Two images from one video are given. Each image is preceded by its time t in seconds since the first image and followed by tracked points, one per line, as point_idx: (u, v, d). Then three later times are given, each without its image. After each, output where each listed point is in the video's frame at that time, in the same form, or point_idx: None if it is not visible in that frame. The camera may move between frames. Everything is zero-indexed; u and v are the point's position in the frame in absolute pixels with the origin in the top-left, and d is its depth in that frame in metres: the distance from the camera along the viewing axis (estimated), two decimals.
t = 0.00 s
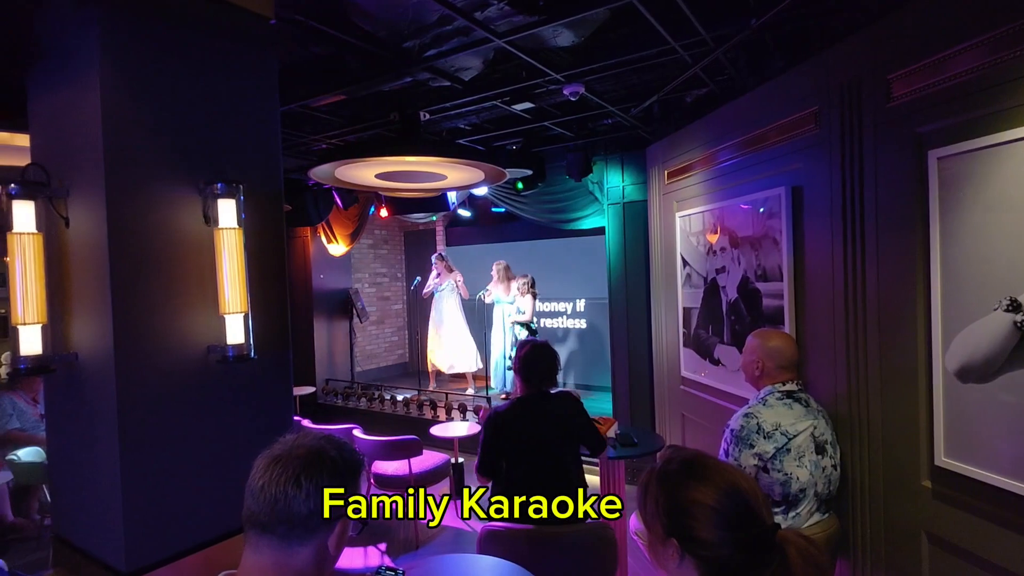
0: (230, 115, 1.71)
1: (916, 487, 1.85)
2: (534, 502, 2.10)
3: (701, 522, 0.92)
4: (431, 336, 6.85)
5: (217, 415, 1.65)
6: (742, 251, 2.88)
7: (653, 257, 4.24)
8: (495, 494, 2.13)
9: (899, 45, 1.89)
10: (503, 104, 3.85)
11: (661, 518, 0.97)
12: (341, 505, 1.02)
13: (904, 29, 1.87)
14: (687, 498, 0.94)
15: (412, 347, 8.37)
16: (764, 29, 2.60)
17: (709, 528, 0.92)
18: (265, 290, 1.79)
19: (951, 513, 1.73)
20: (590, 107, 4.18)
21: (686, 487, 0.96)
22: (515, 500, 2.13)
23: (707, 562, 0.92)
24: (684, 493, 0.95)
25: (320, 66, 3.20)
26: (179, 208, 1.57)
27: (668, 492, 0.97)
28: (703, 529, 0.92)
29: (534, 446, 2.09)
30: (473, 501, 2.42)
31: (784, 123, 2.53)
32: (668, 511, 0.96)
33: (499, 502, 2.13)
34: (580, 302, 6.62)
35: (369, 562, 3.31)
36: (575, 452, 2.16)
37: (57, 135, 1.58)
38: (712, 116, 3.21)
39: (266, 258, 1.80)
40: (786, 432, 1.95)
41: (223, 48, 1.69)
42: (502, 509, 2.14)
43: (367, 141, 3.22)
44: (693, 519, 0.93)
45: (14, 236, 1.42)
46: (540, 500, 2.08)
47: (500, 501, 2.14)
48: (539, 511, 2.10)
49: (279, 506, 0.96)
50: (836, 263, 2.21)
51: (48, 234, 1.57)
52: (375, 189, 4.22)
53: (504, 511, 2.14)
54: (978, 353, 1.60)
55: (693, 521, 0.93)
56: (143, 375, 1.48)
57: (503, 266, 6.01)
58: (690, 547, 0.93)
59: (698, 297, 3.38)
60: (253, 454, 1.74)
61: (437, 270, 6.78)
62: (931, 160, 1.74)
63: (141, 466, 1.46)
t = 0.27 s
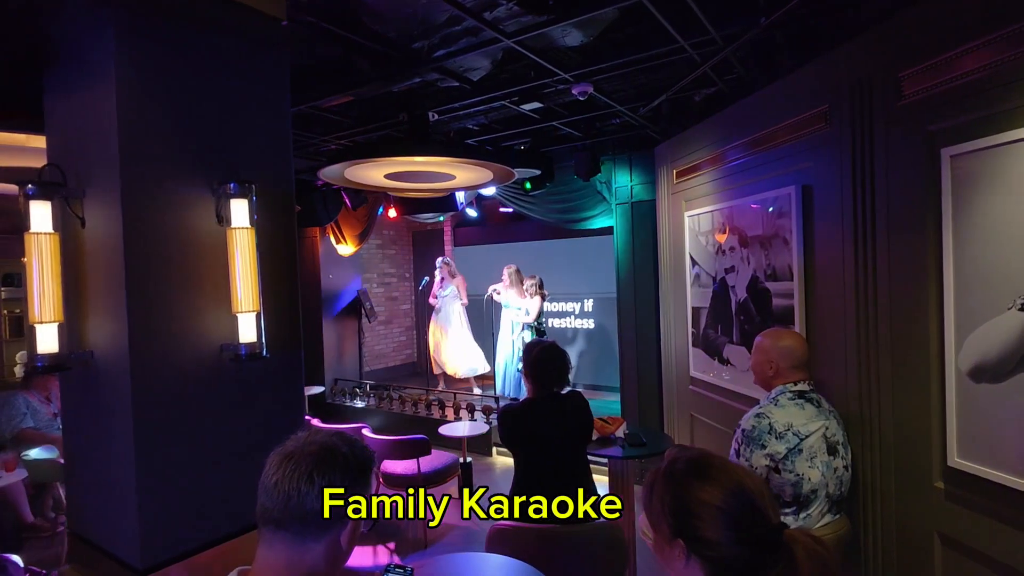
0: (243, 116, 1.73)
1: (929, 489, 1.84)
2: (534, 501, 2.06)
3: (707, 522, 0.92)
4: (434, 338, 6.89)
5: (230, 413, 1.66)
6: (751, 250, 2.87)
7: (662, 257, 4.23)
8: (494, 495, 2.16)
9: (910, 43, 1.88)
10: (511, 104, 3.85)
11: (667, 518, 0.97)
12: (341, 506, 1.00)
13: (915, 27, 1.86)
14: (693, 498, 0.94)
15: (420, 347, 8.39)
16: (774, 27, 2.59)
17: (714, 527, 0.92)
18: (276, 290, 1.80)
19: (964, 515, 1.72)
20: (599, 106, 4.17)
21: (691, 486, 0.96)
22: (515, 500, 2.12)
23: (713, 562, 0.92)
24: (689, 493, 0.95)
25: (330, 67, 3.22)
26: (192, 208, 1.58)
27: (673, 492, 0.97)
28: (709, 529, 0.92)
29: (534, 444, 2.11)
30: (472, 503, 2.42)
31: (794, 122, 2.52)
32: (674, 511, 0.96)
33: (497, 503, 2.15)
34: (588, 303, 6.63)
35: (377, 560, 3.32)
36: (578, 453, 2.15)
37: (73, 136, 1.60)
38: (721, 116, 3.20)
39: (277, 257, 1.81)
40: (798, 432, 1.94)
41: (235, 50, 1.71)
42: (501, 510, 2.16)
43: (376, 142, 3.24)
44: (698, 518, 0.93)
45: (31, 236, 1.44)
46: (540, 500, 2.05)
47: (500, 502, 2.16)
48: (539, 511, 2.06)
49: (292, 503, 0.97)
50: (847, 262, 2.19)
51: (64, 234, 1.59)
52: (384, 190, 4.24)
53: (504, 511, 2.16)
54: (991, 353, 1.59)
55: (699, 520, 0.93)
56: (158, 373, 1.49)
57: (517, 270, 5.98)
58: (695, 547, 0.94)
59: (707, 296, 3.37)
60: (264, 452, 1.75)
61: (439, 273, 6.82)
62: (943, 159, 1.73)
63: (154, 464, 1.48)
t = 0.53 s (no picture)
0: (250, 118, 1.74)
1: (935, 490, 1.83)
2: (534, 501, 2.08)
3: (709, 524, 0.92)
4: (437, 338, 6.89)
5: (236, 413, 1.67)
6: (757, 251, 2.86)
7: (666, 257, 4.22)
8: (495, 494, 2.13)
9: (916, 43, 1.87)
10: (516, 105, 3.86)
11: (668, 520, 0.97)
12: (341, 505, 1.00)
13: (922, 27, 1.85)
14: (694, 499, 0.94)
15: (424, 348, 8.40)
16: (780, 28, 2.59)
17: (716, 529, 0.92)
18: (283, 291, 1.81)
19: (970, 517, 1.71)
20: (604, 107, 4.17)
21: (692, 487, 0.96)
22: (516, 500, 2.12)
23: (714, 563, 0.92)
24: (691, 494, 0.95)
25: (336, 68, 3.23)
26: (200, 209, 1.59)
27: (675, 492, 0.97)
28: (710, 531, 0.92)
29: (535, 444, 2.12)
30: (472, 503, 2.43)
31: (799, 122, 2.52)
32: (675, 513, 0.96)
33: (498, 502, 2.13)
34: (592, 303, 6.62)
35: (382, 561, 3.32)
36: (579, 453, 2.14)
37: (82, 138, 1.61)
38: (726, 116, 3.20)
39: (284, 258, 1.82)
40: (802, 433, 1.93)
41: (242, 52, 1.71)
42: (502, 509, 2.14)
43: (381, 143, 3.24)
44: (699, 520, 0.93)
45: (41, 237, 1.45)
46: (540, 500, 2.06)
47: (500, 501, 2.14)
48: (539, 511, 2.07)
49: (299, 502, 0.97)
50: (853, 263, 2.19)
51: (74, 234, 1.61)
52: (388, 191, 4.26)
53: (504, 511, 2.14)
54: (997, 355, 1.58)
55: (699, 522, 0.93)
56: (165, 373, 1.50)
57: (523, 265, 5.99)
58: (697, 549, 0.94)
59: (712, 297, 3.36)
60: (271, 452, 1.76)
61: (441, 270, 6.85)
62: (949, 159, 1.72)
63: (161, 462, 1.49)
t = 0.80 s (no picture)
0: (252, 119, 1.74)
1: (938, 492, 1.83)
2: (534, 501, 2.08)
3: (712, 526, 0.92)
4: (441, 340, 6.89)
5: (238, 413, 1.67)
6: (759, 252, 2.86)
7: (669, 258, 4.22)
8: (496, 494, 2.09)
9: (919, 44, 1.87)
10: (519, 106, 3.86)
11: (671, 522, 0.97)
12: (341, 506, 1.00)
13: (925, 27, 1.85)
14: (697, 502, 0.94)
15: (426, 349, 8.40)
16: (782, 29, 2.59)
17: (720, 532, 0.91)
18: (285, 291, 1.81)
19: (974, 519, 1.70)
20: (606, 108, 4.17)
21: (694, 489, 0.95)
22: (516, 500, 2.10)
23: (718, 565, 0.92)
24: (694, 496, 0.95)
25: (338, 69, 3.24)
26: (202, 210, 1.60)
27: (677, 495, 0.97)
28: (714, 533, 0.91)
29: (536, 444, 2.11)
30: (471, 503, 2.43)
31: (802, 123, 2.51)
32: (678, 514, 0.96)
33: (499, 502, 2.09)
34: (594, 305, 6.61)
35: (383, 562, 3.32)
36: (580, 453, 2.13)
37: (85, 138, 1.61)
38: (728, 117, 3.19)
39: (286, 259, 1.82)
40: (804, 433, 1.93)
41: (245, 53, 1.72)
42: (502, 508, 2.10)
43: (384, 144, 3.25)
44: (702, 522, 0.93)
45: (45, 238, 1.46)
46: (540, 500, 2.06)
47: (500, 501, 2.10)
48: (539, 511, 2.08)
49: (301, 503, 0.97)
50: (856, 264, 2.18)
51: (77, 234, 1.61)
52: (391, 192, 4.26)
53: (504, 510, 2.10)
54: (1002, 356, 1.57)
55: (702, 524, 0.93)
56: (168, 373, 1.51)
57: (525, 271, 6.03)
58: (700, 551, 0.93)
59: (715, 299, 3.35)
60: (273, 452, 1.76)
61: (448, 273, 6.81)
62: (953, 160, 1.72)
63: (164, 463, 1.49)
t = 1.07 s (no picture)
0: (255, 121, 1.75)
1: (940, 495, 1.82)
2: (534, 501, 2.08)
3: (717, 528, 0.92)
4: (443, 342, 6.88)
5: (240, 415, 1.67)
6: (760, 254, 2.86)
7: (669, 261, 4.22)
8: (496, 495, 2.17)
9: (919, 48, 1.87)
10: (520, 108, 3.87)
11: (675, 523, 0.97)
12: (342, 506, 1.00)
13: (925, 31, 1.85)
14: (702, 504, 0.94)
15: (427, 350, 8.40)
16: (783, 32, 2.59)
17: (725, 534, 0.91)
18: (287, 293, 1.81)
19: (976, 522, 1.70)
20: (607, 111, 4.18)
21: (700, 491, 0.95)
22: (515, 500, 2.16)
23: (723, 567, 0.92)
24: (699, 498, 0.95)
25: (341, 71, 3.25)
26: (205, 211, 1.60)
27: (682, 497, 0.97)
28: (719, 536, 0.92)
29: (536, 445, 2.11)
30: (474, 503, 2.44)
31: (803, 126, 2.51)
32: (683, 516, 0.96)
33: (499, 503, 2.17)
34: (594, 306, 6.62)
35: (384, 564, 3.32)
36: (580, 454, 2.13)
37: (88, 140, 1.62)
38: (729, 119, 3.20)
39: (288, 261, 1.82)
40: (805, 437, 1.93)
41: (247, 53, 1.72)
42: (501, 509, 2.16)
43: (386, 145, 3.25)
44: (707, 524, 0.93)
45: (48, 239, 1.47)
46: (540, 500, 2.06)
47: (500, 501, 2.17)
48: (539, 511, 2.08)
49: (304, 504, 0.98)
50: (857, 267, 2.18)
51: (80, 235, 1.62)
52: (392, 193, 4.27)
53: (504, 511, 2.17)
54: (1003, 359, 1.57)
55: (707, 527, 0.93)
56: (171, 374, 1.51)
57: (525, 271, 6.02)
58: (705, 553, 0.93)
59: (716, 301, 3.36)
60: (275, 454, 1.76)
61: (449, 273, 6.80)
62: (954, 163, 1.72)
63: (166, 463, 1.49)
